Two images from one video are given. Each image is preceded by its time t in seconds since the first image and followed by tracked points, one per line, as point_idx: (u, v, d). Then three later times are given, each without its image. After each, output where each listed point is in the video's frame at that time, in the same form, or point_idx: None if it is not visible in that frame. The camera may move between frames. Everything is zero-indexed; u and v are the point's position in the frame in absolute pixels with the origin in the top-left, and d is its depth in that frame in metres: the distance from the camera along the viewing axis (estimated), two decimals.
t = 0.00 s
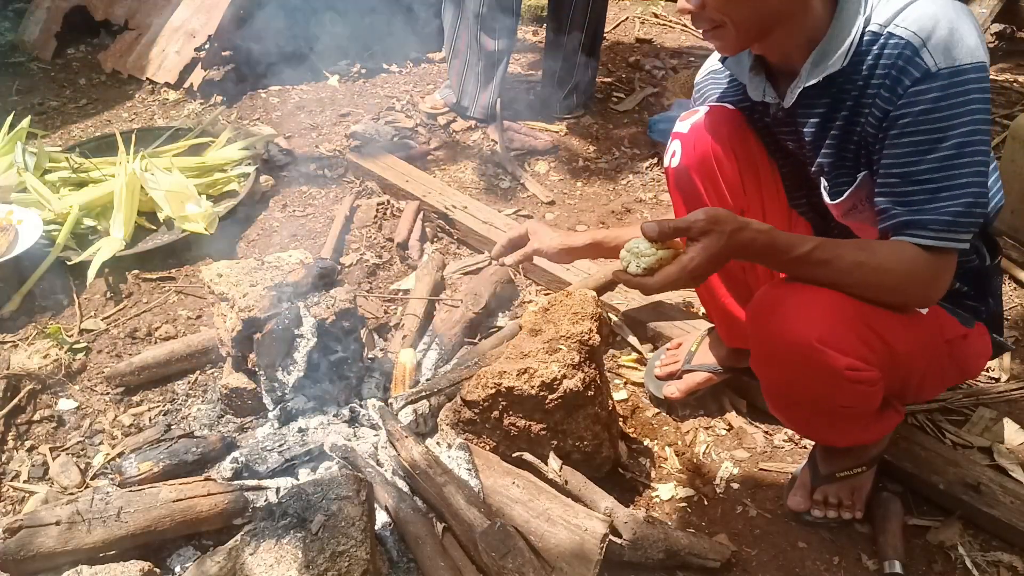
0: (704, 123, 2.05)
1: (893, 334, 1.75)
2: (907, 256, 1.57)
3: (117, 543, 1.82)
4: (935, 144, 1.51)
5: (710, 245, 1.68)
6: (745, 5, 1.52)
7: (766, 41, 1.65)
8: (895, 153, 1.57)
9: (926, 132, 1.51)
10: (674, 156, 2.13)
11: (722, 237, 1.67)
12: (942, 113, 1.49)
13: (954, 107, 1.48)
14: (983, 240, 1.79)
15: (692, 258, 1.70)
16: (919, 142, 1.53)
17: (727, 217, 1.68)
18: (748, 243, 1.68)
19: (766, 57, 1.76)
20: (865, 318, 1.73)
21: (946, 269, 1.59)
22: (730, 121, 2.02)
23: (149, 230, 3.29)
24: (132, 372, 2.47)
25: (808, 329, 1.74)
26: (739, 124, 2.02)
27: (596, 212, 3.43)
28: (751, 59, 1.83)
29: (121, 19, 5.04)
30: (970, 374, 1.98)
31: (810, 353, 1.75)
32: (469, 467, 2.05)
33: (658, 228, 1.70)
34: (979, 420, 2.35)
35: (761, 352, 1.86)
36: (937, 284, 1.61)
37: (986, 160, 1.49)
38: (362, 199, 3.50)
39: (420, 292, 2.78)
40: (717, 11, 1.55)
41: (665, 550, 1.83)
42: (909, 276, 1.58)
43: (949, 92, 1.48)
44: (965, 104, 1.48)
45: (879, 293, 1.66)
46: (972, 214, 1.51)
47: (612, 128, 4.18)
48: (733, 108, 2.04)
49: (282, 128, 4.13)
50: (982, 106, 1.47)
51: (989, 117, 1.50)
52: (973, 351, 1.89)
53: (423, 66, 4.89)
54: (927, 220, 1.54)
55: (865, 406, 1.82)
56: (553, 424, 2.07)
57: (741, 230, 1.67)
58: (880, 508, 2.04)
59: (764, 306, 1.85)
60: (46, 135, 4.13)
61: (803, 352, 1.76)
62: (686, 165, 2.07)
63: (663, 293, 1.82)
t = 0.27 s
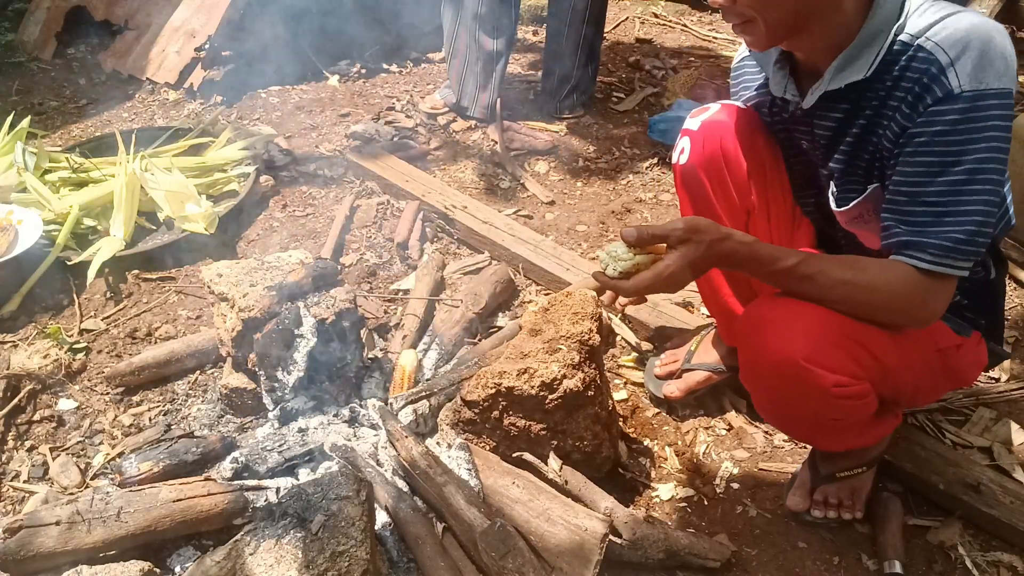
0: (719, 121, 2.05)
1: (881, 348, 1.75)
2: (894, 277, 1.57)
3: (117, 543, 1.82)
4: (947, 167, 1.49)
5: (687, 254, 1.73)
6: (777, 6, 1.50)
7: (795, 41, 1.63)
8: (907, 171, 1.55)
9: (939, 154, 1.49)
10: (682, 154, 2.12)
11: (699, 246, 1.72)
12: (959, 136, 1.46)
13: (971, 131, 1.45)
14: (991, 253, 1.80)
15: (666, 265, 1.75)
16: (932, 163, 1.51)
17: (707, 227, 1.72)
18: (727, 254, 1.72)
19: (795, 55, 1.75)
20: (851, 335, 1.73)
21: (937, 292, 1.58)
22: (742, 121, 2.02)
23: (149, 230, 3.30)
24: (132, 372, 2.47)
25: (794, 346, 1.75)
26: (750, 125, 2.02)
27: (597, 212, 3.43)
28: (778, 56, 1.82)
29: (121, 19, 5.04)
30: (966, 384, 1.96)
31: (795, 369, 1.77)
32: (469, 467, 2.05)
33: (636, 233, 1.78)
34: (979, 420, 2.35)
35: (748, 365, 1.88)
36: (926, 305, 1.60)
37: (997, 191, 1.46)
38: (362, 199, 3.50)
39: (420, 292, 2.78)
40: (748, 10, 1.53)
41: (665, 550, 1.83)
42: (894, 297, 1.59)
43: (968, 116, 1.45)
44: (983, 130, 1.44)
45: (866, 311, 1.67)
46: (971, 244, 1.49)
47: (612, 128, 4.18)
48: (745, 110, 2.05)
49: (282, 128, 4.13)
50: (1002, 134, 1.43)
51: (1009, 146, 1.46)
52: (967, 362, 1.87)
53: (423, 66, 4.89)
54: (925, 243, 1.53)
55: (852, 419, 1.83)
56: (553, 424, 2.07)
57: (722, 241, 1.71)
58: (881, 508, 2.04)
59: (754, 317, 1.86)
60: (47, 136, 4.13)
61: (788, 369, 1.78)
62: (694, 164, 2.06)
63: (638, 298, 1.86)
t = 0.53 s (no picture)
0: (728, 122, 2.03)
1: (879, 353, 1.76)
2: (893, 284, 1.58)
3: (117, 543, 1.82)
4: (964, 174, 1.49)
5: (684, 261, 1.77)
6: (804, 5, 1.49)
7: (820, 42, 1.62)
8: (923, 176, 1.55)
9: (958, 160, 1.50)
10: (688, 155, 2.09)
11: (697, 254, 1.76)
12: (979, 143, 1.47)
13: (992, 139, 1.46)
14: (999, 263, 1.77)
15: (665, 272, 1.79)
16: (949, 169, 1.51)
17: (706, 233, 1.75)
18: (726, 260, 1.76)
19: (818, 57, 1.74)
20: (850, 339, 1.74)
21: (940, 301, 1.59)
22: (750, 124, 2.02)
23: (149, 230, 3.30)
24: (132, 373, 2.47)
25: (792, 349, 1.76)
26: (759, 128, 2.02)
27: (597, 212, 3.43)
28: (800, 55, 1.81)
29: (122, 19, 5.04)
30: (964, 389, 1.97)
31: (793, 373, 1.78)
32: (469, 467, 2.05)
33: (634, 240, 1.80)
34: (979, 420, 2.35)
35: (747, 367, 1.89)
36: (926, 312, 1.61)
37: (1012, 201, 1.46)
38: (362, 199, 3.50)
39: (420, 292, 2.77)
40: (774, 10, 1.52)
41: (665, 550, 1.84)
42: (893, 303, 1.60)
43: (990, 124, 1.46)
44: (1003, 138, 1.45)
45: (866, 316, 1.67)
46: (981, 253, 1.49)
47: (612, 128, 4.18)
48: (753, 113, 2.05)
49: (281, 128, 4.13)
50: (1021, 144, 1.44)
51: None
52: (966, 367, 1.88)
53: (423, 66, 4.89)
54: (934, 250, 1.53)
55: (850, 423, 1.84)
56: (553, 424, 2.07)
57: (721, 247, 1.75)
58: (881, 507, 2.04)
59: (754, 321, 1.87)
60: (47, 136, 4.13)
61: (786, 372, 1.79)
62: (702, 164, 2.04)
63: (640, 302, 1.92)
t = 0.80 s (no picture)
0: (724, 123, 2.01)
1: (891, 342, 1.75)
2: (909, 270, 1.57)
3: (117, 543, 1.82)
4: (961, 159, 1.51)
5: (699, 252, 1.72)
6: (786, 6, 1.49)
7: (804, 42, 1.62)
8: (921, 165, 1.56)
9: (954, 147, 1.51)
10: (688, 153, 2.09)
11: (713, 244, 1.71)
12: (973, 128, 1.49)
13: (985, 123, 1.48)
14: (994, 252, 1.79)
15: (681, 264, 1.73)
16: (945, 156, 1.53)
17: (720, 224, 1.71)
18: (741, 250, 1.72)
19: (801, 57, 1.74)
20: (862, 328, 1.73)
21: (951, 287, 1.59)
22: (749, 122, 1.99)
23: (149, 230, 3.30)
24: (132, 373, 2.47)
25: (807, 338, 1.74)
26: (758, 127, 1.99)
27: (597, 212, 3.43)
28: (782, 60, 1.81)
29: (121, 19, 5.03)
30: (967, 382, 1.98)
31: (809, 362, 1.75)
32: (469, 467, 2.05)
33: (648, 233, 1.74)
34: (979, 420, 2.35)
35: (759, 360, 1.86)
36: (939, 299, 1.60)
37: (1010, 181, 1.49)
38: (362, 199, 3.50)
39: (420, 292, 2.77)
40: (756, 12, 1.51)
41: (665, 550, 1.83)
42: (909, 289, 1.58)
43: (982, 108, 1.48)
44: (997, 121, 1.47)
45: (879, 305, 1.66)
46: (987, 235, 1.51)
47: (612, 128, 4.18)
48: (750, 110, 2.01)
49: (281, 128, 4.12)
50: (1014, 125, 1.46)
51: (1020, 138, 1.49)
52: (972, 360, 1.88)
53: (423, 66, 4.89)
54: (940, 236, 1.54)
55: (864, 414, 1.82)
56: (553, 424, 2.07)
57: (736, 237, 1.71)
58: (880, 508, 2.04)
59: (765, 313, 1.85)
60: (47, 135, 4.13)
61: (801, 362, 1.76)
62: (700, 165, 2.05)
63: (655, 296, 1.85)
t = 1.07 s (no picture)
0: (709, 126, 2.00)
1: (899, 332, 1.75)
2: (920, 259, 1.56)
3: (117, 543, 1.82)
4: (953, 143, 1.52)
5: (713, 247, 1.69)
6: (762, 7, 1.50)
7: (782, 43, 1.63)
8: (914, 152, 1.57)
9: (945, 132, 1.52)
10: (674, 159, 2.08)
11: (724, 238, 1.68)
12: (961, 112, 1.50)
13: (972, 106, 1.49)
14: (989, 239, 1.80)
15: (694, 259, 1.70)
16: (937, 142, 1.54)
17: (730, 218, 1.69)
18: (752, 243, 1.69)
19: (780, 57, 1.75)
20: (872, 317, 1.72)
21: (959, 274, 1.59)
22: (733, 125, 1.99)
23: (149, 230, 3.30)
24: (132, 373, 2.46)
25: (818, 330, 1.73)
26: (743, 129, 2.00)
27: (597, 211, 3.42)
28: (760, 63, 1.80)
29: (121, 18, 5.03)
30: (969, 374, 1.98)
31: (821, 352, 1.74)
32: (469, 467, 2.05)
33: (660, 230, 1.69)
34: (979, 420, 2.35)
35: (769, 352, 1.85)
36: (948, 286, 1.60)
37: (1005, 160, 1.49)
38: (362, 199, 3.50)
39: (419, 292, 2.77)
40: (732, 14, 1.52)
41: (665, 550, 1.83)
42: (919, 278, 1.57)
43: (968, 91, 1.50)
44: (985, 103, 1.49)
45: (889, 295, 1.65)
46: (989, 214, 1.50)
47: (612, 129, 4.18)
48: (733, 113, 2.01)
49: (281, 128, 4.12)
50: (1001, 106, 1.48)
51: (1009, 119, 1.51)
52: (975, 349, 1.89)
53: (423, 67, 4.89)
54: (942, 221, 1.53)
55: (874, 405, 1.81)
56: (553, 424, 2.07)
57: (746, 230, 1.68)
58: (880, 508, 2.04)
59: (773, 305, 1.84)
60: (47, 135, 4.13)
61: (813, 352, 1.76)
62: (688, 170, 2.05)
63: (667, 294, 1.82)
